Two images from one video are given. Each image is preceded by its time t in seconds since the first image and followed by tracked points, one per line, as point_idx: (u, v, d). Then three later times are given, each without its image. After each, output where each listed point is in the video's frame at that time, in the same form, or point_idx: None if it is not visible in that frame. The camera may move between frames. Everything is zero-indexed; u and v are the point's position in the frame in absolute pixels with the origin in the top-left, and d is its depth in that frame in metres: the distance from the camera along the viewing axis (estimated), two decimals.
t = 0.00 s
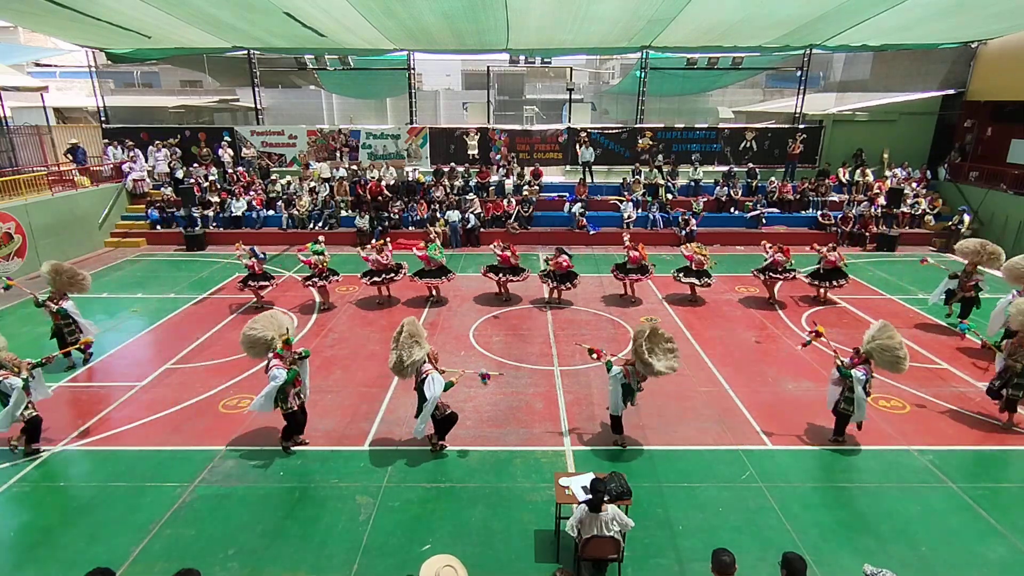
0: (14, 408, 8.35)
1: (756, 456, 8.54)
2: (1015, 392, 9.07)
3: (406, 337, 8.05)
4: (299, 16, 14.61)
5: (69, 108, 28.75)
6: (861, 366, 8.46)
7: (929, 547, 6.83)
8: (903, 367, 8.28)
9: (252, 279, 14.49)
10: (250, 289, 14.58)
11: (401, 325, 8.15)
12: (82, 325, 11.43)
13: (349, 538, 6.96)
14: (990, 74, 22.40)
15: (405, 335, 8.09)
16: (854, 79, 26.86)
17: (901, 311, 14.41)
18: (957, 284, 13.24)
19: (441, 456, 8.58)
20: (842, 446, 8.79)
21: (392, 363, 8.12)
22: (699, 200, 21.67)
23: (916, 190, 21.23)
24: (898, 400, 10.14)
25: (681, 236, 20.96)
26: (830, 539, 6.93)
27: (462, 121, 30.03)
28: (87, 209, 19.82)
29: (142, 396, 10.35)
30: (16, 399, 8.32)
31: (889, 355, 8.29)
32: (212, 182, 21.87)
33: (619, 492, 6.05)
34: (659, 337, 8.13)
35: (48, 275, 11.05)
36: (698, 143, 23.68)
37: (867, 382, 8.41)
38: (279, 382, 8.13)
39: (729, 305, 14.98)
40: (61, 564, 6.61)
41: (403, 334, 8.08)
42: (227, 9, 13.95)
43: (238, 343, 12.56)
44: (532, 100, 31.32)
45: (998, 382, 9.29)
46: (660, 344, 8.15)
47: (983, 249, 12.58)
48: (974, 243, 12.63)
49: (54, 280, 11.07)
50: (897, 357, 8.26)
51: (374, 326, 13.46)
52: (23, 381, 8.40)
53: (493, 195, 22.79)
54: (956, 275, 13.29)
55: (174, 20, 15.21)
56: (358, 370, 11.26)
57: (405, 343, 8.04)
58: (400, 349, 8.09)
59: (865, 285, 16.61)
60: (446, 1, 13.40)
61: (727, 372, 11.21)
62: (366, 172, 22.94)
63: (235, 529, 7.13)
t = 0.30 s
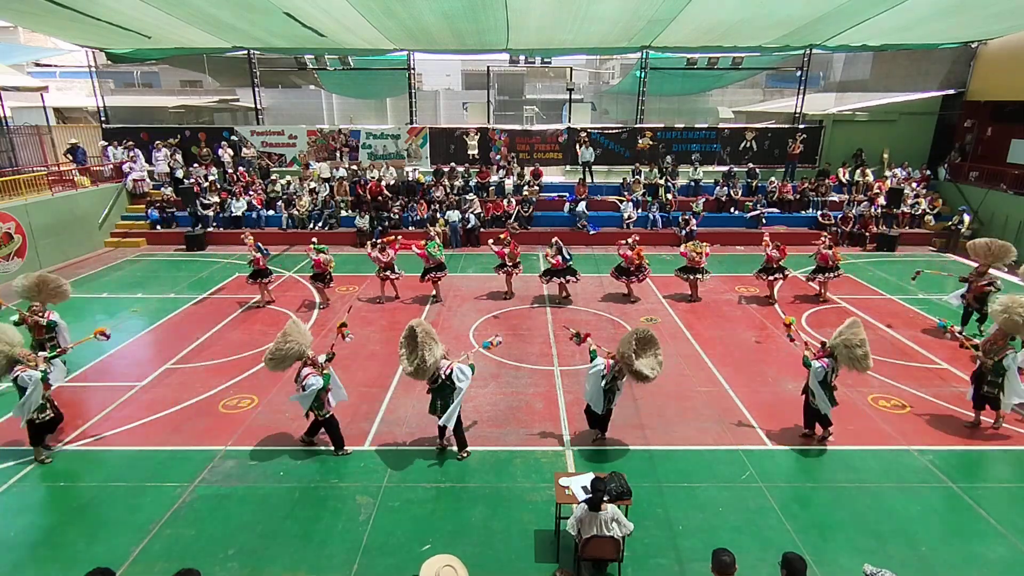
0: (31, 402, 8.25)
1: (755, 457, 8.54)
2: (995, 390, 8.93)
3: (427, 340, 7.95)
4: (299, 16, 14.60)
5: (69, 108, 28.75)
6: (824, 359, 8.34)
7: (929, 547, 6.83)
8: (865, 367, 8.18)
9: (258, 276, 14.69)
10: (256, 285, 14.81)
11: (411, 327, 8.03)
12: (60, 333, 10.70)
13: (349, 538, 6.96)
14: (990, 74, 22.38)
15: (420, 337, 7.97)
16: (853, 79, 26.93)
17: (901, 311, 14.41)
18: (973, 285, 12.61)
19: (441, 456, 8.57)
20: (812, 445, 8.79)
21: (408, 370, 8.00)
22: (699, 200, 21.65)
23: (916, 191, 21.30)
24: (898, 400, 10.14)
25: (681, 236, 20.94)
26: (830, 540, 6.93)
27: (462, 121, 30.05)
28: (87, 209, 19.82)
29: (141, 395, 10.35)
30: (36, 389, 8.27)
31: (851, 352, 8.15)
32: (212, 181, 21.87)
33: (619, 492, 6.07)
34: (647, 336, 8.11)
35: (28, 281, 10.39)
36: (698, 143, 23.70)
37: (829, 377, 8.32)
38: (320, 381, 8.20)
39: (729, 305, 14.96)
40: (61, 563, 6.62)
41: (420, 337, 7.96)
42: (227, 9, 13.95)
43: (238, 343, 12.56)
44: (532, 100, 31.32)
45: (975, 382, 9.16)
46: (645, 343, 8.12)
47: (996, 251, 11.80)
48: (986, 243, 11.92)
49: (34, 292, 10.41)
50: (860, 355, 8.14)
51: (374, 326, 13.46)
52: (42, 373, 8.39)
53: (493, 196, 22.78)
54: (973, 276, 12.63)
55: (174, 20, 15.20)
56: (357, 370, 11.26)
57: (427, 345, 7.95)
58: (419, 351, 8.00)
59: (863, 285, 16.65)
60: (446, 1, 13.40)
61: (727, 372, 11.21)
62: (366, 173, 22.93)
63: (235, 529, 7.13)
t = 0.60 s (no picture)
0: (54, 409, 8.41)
1: (755, 457, 8.55)
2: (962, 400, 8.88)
3: (460, 345, 8.00)
4: (299, 16, 14.60)
5: (69, 108, 28.75)
6: (792, 366, 8.47)
7: (930, 547, 6.83)
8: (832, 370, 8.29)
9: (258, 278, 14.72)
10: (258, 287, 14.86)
11: (439, 331, 7.98)
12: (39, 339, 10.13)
13: (349, 538, 6.96)
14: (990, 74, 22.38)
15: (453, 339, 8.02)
16: (853, 79, 26.93)
17: (900, 311, 14.40)
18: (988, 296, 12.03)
19: (441, 456, 8.56)
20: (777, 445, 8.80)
21: (440, 376, 7.84)
22: (699, 200, 21.64)
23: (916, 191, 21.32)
24: (898, 400, 10.14)
25: (681, 236, 20.93)
26: (830, 539, 6.93)
27: (462, 121, 30.05)
28: (87, 209, 19.81)
29: (141, 395, 10.36)
30: (57, 400, 8.37)
31: (819, 356, 8.28)
32: (212, 181, 21.86)
33: (619, 492, 6.08)
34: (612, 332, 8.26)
35: (9, 284, 10.06)
36: (698, 143, 23.72)
37: (799, 384, 8.40)
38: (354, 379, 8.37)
39: (729, 305, 14.95)
40: (61, 563, 6.62)
41: (453, 340, 7.98)
42: (227, 9, 13.96)
43: (238, 343, 12.56)
44: (532, 100, 31.34)
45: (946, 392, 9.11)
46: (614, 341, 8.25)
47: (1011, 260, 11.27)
48: (998, 253, 11.43)
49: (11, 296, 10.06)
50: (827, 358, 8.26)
51: (374, 326, 13.46)
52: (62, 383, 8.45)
53: (493, 195, 22.75)
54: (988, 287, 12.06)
55: (174, 20, 15.20)
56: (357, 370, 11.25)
57: (461, 349, 7.99)
58: (450, 355, 8.02)
59: (863, 285, 16.65)
60: (446, 1, 13.40)
61: (726, 372, 11.22)
62: (366, 172, 22.91)
63: (235, 529, 7.13)
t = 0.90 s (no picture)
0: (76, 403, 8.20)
1: (755, 457, 8.54)
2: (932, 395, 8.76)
3: (479, 337, 8.12)
4: (299, 16, 14.60)
5: (69, 108, 28.76)
6: (769, 360, 8.52)
7: (930, 547, 6.83)
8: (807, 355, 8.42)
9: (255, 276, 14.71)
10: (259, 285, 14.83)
11: (458, 326, 8.05)
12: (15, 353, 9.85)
13: (349, 538, 6.96)
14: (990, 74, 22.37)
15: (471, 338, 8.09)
16: (853, 79, 26.94)
17: (901, 311, 14.40)
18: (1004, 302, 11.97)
19: (441, 457, 8.56)
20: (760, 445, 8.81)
21: (468, 369, 7.89)
22: (699, 200, 21.63)
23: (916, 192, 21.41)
24: (898, 400, 10.14)
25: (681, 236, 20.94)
26: (830, 539, 6.93)
27: (462, 121, 30.05)
28: (86, 209, 19.81)
29: (141, 395, 10.35)
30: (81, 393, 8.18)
31: (789, 351, 8.34)
32: (212, 181, 21.85)
33: (620, 492, 6.09)
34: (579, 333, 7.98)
35: None
36: (698, 143, 23.73)
37: (775, 377, 8.49)
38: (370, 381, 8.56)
39: (729, 305, 14.94)
40: (61, 563, 6.62)
41: (472, 334, 8.08)
42: (227, 10, 13.97)
43: (238, 343, 12.56)
44: (532, 100, 31.34)
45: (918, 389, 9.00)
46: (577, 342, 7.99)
47: None
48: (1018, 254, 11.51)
49: None
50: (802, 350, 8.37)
51: (374, 327, 13.45)
52: (91, 375, 8.30)
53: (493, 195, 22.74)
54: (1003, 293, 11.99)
55: (174, 21, 15.20)
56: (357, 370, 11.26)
57: (480, 342, 8.10)
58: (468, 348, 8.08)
59: (864, 284, 16.66)
60: (446, 1, 13.40)
61: (726, 372, 11.22)
62: (366, 172, 22.91)
63: (234, 529, 7.13)
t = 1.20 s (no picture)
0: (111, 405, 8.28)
1: (756, 457, 8.54)
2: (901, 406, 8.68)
3: (484, 339, 8.15)
4: (299, 16, 14.60)
5: (69, 108, 28.76)
6: (748, 365, 8.39)
7: (929, 547, 6.84)
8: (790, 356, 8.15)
9: (258, 276, 14.91)
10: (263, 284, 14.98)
11: (466, 325, 8.04)
12: (4, 360, 9.62)
13: (349, 538, 6.96)
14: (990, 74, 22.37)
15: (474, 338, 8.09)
16: (853, 79, 26.96)
17: (901, 311, 14.40)
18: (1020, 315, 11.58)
19: (441, 457, 8.56)
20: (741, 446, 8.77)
21: (475, 369, 7.92)
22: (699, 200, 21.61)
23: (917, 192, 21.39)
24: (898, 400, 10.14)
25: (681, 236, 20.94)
26: (830, 539, 6.93)
27: (461, 121, 30.05)
28: (87, 209, 19.80)
29: (141, 395, 10.35)
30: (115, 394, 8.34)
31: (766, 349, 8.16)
32: (211, 181, 21.85)
33: (620, 492, 6.11)
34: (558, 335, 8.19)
35: None
36: (698, 143, 23.74)
37: (758, 381, 8.33)
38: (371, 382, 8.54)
39: (729, 305, 14.93)
40: (61, 563, 6.62)
41: (478, 335, 8.09)
42: (227, 10, 13.98)
43: (238, 343, 12.56)
44: (532, 100, 31.35)
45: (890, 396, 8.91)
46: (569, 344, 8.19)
47: None
48: None
49: None
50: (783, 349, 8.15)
51: (374, 327, 13.45)
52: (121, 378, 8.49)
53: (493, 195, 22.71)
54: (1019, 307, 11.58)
55: (174, 21, 15.19)
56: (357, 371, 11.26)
57: (485, 343, 8.16)
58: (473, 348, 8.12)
59: (864, 284, 16.65)
60: (446, 1, 13.40)
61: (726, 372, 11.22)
62: (366, 172, 22.90)
63: (235, 529, 7.13)
